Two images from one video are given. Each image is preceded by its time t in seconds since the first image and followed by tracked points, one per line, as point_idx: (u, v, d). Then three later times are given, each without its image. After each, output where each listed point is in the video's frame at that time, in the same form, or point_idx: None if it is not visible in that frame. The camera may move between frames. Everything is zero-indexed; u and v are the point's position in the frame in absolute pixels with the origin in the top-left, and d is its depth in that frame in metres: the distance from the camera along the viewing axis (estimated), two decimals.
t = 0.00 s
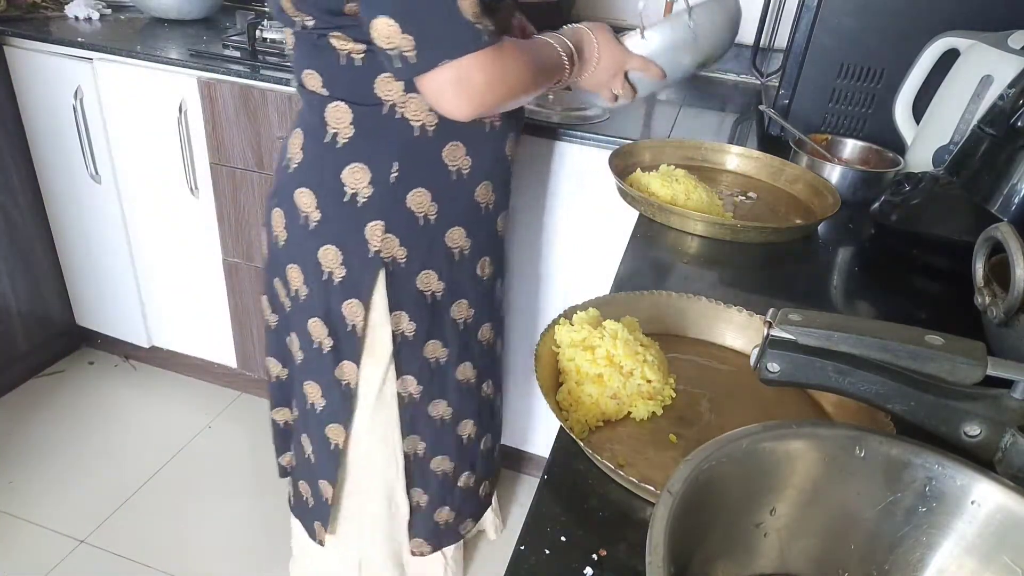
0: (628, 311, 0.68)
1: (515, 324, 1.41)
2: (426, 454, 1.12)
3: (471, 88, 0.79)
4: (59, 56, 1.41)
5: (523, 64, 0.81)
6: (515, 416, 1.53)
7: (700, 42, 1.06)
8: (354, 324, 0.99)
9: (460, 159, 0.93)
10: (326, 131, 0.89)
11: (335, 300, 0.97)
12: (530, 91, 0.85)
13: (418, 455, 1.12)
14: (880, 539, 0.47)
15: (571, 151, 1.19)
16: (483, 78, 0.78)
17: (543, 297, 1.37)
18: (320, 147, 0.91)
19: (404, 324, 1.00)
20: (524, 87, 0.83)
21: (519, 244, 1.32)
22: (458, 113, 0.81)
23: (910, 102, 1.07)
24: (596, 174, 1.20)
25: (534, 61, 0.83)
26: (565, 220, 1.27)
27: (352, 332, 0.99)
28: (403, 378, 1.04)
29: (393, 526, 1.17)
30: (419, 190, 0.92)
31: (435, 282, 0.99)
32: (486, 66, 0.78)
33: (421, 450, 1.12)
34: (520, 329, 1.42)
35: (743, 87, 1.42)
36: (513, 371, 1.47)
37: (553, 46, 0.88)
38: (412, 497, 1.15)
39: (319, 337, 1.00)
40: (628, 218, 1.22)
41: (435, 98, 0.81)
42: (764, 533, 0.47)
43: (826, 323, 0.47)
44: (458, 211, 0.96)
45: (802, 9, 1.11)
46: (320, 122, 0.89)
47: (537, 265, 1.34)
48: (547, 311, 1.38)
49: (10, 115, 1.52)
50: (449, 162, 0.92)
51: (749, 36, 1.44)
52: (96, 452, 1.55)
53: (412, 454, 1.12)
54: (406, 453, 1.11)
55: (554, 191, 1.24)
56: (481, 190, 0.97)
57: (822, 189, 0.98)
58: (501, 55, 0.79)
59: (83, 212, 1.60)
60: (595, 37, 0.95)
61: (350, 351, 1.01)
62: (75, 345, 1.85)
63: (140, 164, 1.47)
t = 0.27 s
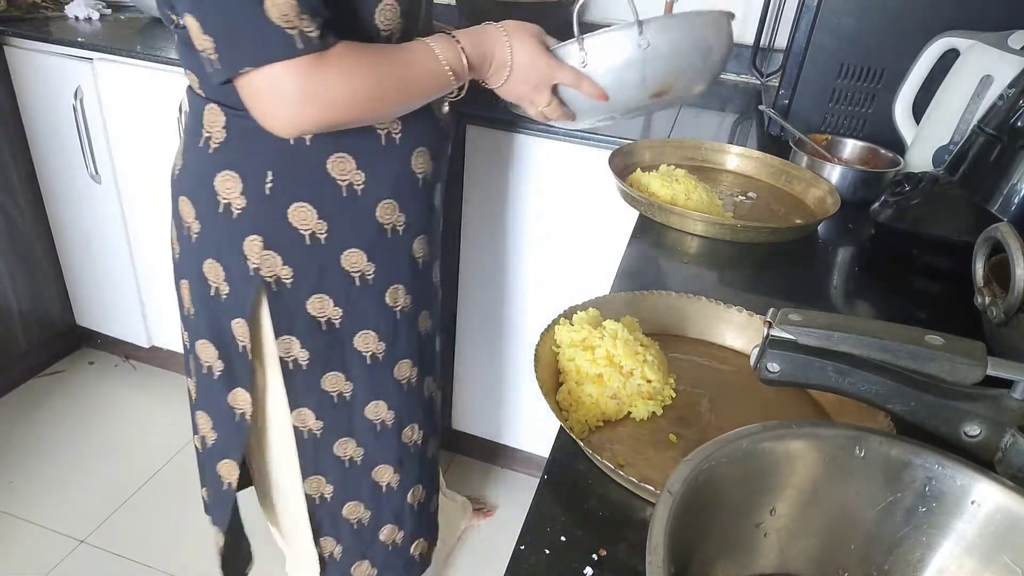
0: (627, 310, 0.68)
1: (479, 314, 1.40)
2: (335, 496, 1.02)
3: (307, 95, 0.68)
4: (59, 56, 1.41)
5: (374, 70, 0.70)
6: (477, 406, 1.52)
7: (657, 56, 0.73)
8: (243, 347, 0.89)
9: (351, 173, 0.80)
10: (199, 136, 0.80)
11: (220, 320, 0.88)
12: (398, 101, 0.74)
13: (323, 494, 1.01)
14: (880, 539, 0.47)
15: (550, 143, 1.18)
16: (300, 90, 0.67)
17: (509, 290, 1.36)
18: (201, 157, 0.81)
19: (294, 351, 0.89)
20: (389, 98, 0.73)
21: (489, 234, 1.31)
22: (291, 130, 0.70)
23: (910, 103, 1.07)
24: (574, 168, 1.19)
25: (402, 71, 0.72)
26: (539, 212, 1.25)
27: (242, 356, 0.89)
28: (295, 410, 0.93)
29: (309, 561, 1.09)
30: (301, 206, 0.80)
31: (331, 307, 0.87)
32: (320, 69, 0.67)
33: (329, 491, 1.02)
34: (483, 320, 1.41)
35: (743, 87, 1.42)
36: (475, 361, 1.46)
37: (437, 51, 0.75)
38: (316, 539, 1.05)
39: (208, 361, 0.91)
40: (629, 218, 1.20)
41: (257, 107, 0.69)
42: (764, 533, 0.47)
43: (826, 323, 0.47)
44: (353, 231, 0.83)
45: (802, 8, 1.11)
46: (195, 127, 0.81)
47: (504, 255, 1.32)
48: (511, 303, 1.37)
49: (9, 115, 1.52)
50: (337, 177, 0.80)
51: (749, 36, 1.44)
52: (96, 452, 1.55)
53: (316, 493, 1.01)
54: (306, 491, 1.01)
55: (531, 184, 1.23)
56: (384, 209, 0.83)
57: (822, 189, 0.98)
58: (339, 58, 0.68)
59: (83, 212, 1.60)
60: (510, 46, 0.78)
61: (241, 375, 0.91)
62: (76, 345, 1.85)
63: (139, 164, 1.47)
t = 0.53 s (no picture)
0: (628, 310, 0.69)
1: (476, 312, 1.40)
2: (298, 496, 0.97)
3: (249, 94, 0.67)
4: (59, 56, 1.41)
5: (322, 74, 0.67)
6: (473, 404, 1.52)
7: (678, 112, 0.68)
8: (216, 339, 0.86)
9: (320, 172, 0.76)
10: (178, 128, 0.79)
11: (193, 311, 0.86)
12: (350, 110, 0.71)
13: (286, 493, 0.96)
14: (880, 539, 0.47)
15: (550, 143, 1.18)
16: (245, 86, 0.66)
17: (506, 289, 1.36)
18: (177, 148, 0.80)
19: (261, 346, 0.85)
20: (339, 108, 0.70)
21: (489, 233, 1.30)
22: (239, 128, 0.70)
23: (910, 103, 1.07)
24: (574, 169, 1.19)
25: (358, 78, 0.69)
26: (539, 213, 1.25)
27: (214, 345, 0.87)
28: (260, 407, 0.89)
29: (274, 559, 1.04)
30: (267, 202, 0.77)
31: (298, 308, 0.83)
32: (265, 67, 0.66)
33: (291, 490, 0.96)
34: (480, 318, 1.41)
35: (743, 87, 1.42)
36: (471, 359, 1.46)
37: (409, 59, 0.71)
38: (277, 537, 1.00)
39: (182, 349, 0.89)
40: (629, 218, 1.20)
41: (212, 101, 0.69)
42: (764, 533, 0.47)
43: (826, 323, 0.47)
44: (325, 232, 0.79)
45: (802, 8, 1.11)
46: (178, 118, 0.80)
47: (503, 254, 1.32)
48: (508, 302, 1.37)
49: (9, 115, 1.51)
50: (303, 177, 0.76)
51: (749, 36, 1.44)
52: (96, 452, 1.55)
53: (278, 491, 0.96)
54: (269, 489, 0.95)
55: (533, 184, 1.23)
56: (354, 213, 0.79)
57: (822, 189, 0.98)
58: (285, 56, 0.66)
59: (83, 212, 1.60)
60: (494, 52, 0.72)
61: (211, 366, 0.89)
62: (76, 345, 1.85)
63: (140, 164, 1.47)
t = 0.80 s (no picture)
0: (629, 310, 0.69)
1: (476, 312, 1.40)
2: (290, 487, 0.96)
3: (133, 100, 0.61)
4: (59, 56, 1.41)
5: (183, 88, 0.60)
6: (473, 403, 1.52)
7: (581, 209, 0.45)
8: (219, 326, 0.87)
9: (317, 171, 0.76)
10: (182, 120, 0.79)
11: (198, 301, 0.86)
12: (222, 128, 0.63)
13: (278, 484, 0.95)
14: (880, 539, 0.47)
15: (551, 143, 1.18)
16: (119, 86, 0.60)
17: (506, 289, 1.36)
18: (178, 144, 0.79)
19: (256, 337, 0.84)
20: (209, 122, 0.62)
21: (489, 233, 1.30)
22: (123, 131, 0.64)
23: (910, 103, 1.07)
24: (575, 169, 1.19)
25: (222, 95, 0.60)
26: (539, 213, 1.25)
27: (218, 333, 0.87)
28: (253, 397, 0.88)
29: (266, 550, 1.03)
30: (265, 198, 0.76)
31: (293, 302, 0.82)
32: (144, 68, 0.60)
33: (284, 481, 0.96)
34: (479, 318, 1.41)
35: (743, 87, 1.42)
36: (471, 358, 1.46)
37: (268, 91, 0.60)
38: (268, 527, 0.99)
39: (191, 334, 0.89)
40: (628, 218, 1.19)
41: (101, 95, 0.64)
42: (764, 533, 0.47)
43: (826, 323, 0.47)
44: (324, 231, 0.79)
45: (801, 8, 1.11)
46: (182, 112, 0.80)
47: (502, 254, 1.32)
48: (508, 302, 1.37)
49: (9, 114, 1.51)
50: (301, 176, 0.76)
51: (748, 37, 1.44)
52: (96, 452, 1.55)
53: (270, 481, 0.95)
54: (260, 479, 0.95)
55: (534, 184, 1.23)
56: (351, 213, 0.79)
57: (822, 189, 0.98)
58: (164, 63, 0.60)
59: (83, 212, 1.60)
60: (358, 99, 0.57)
61: (219, 349, 0.88)
62: (76, 345, 1.85)
63: (140, 164, 1.47)
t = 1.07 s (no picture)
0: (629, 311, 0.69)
1: (476, 310, 1.40)
2: (282, 484, 0.96)
3: (100, 93, 0.63)
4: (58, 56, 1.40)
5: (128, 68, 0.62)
6: (473, 402, 1.52)
7: (528, 166, 0.43)
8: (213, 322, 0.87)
9: (306, 173, 0.76)
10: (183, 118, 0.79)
11: (194, 299, 0.86)
12: (178, 115, 0.64)
13: (269, 480, 0.95)
14: (880, 539, 0.47)
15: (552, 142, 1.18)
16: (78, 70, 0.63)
17: (507, 287, 1.36)
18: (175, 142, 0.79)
19: (247, 334, 0.84)
20: (167, 109, 0.64)
21: (490, 231, 1.30)
22: (103, 125, 0.67)
23: (910, 103, 1.07)
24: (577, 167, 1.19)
25: (168, 81, 0.62)
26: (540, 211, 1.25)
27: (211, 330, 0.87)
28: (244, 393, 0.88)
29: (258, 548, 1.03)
30: (254, 198, 0.76)
31: (283, 301, 0.82)
32: (105, 62, 0.62)
33: (275, 478, 0.95)
34: (480, 316, 1.40)
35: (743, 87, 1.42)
36: (471, 357, 1.46)
37: (209, 73, 0.61)
38: (260, 524, 0.98)
39: (186, 327, 0.88)
40: (629, 217, 1.19)
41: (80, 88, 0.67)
42: (764, 533, 0.47)
43: (826, 323, 0.47)
44: (324, 231, 0.79)
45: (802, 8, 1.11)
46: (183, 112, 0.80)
47: (503, 252, 1.32)
48: (508, 300, 1.37)
49: (9, 115, 1.51)
50: (290, 177, 0.76)
51: (748, 36, 1.44)
52: (96, 452, 1.55)
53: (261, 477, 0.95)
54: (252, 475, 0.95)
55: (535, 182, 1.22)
56: (340, 215, 0.79)
57: (822, 189, 0.98)
58: (125, 55, 0.62)
59: (83, 212, 1.60)
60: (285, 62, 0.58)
61: (213, 344, 0.88)
62: (76, 345, 1.85)
63: (140, 164, 1.47)
